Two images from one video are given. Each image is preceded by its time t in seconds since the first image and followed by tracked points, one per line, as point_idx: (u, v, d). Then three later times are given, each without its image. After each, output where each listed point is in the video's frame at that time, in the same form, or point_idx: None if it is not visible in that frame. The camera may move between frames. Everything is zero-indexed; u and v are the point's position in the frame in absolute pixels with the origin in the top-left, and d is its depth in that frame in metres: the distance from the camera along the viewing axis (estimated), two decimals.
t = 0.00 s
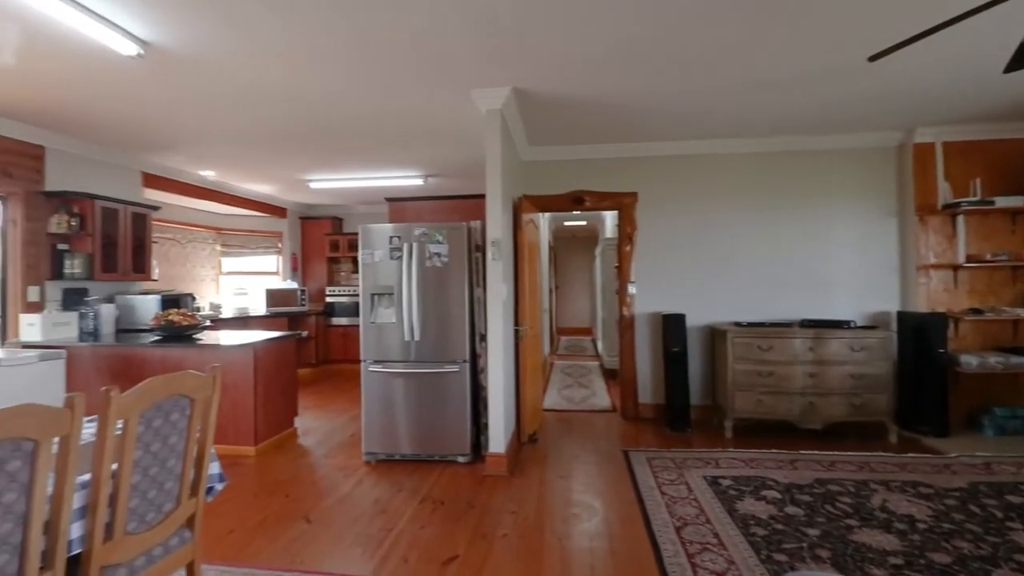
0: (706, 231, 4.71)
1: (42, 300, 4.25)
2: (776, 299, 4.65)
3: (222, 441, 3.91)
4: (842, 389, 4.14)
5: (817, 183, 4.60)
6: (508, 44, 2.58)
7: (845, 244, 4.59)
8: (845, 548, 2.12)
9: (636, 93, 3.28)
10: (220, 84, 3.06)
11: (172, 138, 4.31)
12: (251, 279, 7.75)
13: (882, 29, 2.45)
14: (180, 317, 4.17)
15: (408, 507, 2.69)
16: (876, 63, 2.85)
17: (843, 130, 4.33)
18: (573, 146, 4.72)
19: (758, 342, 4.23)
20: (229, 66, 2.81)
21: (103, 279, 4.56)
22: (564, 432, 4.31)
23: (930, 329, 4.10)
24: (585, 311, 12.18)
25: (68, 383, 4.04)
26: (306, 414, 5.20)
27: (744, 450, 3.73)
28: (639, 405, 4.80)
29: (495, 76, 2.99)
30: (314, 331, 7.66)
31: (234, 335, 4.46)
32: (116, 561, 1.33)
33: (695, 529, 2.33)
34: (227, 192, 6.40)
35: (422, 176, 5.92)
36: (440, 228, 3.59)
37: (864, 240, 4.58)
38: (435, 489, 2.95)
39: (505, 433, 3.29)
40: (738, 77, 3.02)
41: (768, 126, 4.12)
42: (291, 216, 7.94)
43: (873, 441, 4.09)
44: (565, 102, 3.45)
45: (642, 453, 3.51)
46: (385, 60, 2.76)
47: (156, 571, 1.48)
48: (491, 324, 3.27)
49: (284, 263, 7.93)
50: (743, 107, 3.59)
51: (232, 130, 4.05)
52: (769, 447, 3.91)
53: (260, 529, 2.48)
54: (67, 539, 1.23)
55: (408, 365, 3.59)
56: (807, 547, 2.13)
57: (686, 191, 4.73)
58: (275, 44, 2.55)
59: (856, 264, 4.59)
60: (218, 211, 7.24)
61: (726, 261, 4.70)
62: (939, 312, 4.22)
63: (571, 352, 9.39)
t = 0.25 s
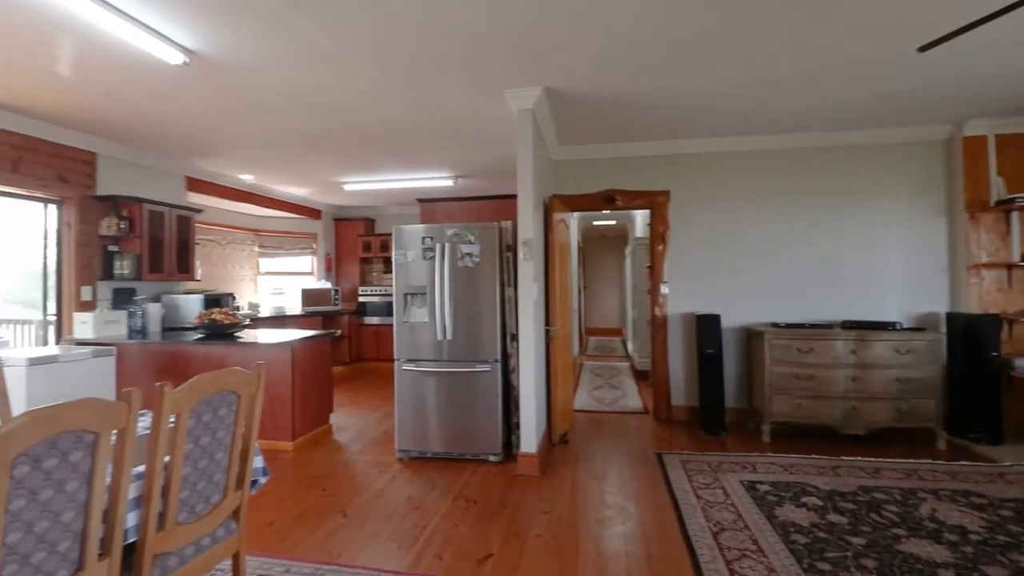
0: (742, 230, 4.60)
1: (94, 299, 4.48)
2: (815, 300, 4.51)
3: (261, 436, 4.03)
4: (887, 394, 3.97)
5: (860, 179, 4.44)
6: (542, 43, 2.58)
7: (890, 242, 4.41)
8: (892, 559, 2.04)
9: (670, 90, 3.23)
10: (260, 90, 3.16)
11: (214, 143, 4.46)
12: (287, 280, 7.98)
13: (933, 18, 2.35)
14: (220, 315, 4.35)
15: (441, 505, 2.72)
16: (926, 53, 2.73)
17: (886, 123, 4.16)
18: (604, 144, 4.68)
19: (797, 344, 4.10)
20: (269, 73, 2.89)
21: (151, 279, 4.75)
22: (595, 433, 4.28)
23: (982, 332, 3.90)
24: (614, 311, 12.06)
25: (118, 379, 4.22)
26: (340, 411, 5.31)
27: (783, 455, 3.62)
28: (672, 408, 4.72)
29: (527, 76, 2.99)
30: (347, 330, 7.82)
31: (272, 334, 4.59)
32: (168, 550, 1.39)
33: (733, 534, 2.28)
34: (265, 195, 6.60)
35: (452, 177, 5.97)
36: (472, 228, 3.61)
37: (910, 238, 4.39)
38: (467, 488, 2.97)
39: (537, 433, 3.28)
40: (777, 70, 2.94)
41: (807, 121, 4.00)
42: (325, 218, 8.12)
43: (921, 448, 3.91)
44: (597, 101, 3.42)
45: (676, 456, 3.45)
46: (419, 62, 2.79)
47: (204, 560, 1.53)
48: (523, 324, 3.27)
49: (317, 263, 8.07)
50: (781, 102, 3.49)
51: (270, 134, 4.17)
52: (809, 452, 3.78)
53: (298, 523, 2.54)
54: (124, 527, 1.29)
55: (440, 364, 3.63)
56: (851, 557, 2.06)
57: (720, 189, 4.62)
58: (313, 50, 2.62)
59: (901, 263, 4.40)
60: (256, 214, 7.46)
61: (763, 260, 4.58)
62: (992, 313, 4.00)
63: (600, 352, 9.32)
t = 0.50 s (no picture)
0: (777, 228, 4.48)
1: (139, 299, 4.67)
2: (855, 300, 4.35)
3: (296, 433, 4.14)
4: (933, 398, 3.81)
5: (903, 175, 4.27)
6: (572, 42, 2.57)
7: (935, 240, 4.23)
8: (940, 570, 1.95)
9: (703, 86, 3.17)
10: (296, 95, 3.24)
11: (251, 147, 4.60)
12: (320, 280, 8.17)
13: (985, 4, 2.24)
14: (257, 314, 4.47)
15: (472, 504, 2.73)
16: (976, 41, 2.61)
17: (932, 116, 3.99)
18: (634, 143, 4.63)
19: (837, 345, 3.97)
20: (304, 78, 2.96)
21: (192, 279, 4.92)
22: (625, 435, 4.23)
23: None
24: (643, 312, 11.90)
25: (161, 376, 4.38)
26: (370, 409, 5.40)
27: (821, 460, 3.51)
28: (704, 410, 4.63)
29: (557, 75, 2.98)
30: (376, 329, 7.95)
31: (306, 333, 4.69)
32: (213, 541, 1.44)
33: (770, 541, 2.22)
34: (299, 197, 6.77)
35: (480, 178, 6.00)
36: (501, 228, 3.62)
37: (957, 236, 4.20)
38: (497, 487, 2.98)
39: (567, 434, 3.27)
40: (815, 63, 2.86)
41: (846, 115, 3.87)
42: (357, 219, 8.26)
43: (969, 455, 3.74)
44: (627, 99, 3.39)
45: (709, 459, 3.39)
46: (449, 64, 2.82)
47: (246, 552, 1.58)
48: (553, 324, 3.26)
49: (347, 264, 8.19)
50: (819, 96, 3.39)
51: (304, 138, 4.27)
52: (849, 458, 3.66)
53: (333, 518, 2.60)
54: (173, 518, 1.34)
55: (470, 364, 3.65)
56: (896, 567, 1.98)
57: (755, 186, 4.51)
58: (347, 55, 2.67)
59: (947, 262, 4.21)
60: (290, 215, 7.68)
61: (799, 259, 4.45)
62: None
63: (629, 353, 9.22)
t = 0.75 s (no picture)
0: (813, 226, 4.35)
1: (179, 298, 4.84)
2: (896, 301, 4.20)
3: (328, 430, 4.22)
4: (980, 403, 3.64)
5: (948, 170, 4.09)
6: (602, 39, 2.55)
7: (982, 238, 4.04)
8: None
9: (735, 82, 3.11)
10: (329, 99, 3.31)
11: (285, 151, 4.72)
12: (350, 280, 8.32)
13: None
14: (291, 314, 4.58)
15: (500, 503, 2.74)
16: None
17: (979, 109, 3.82)
18: (663, 141, 4.56)
19: (876, 348, 3.83)
20: (337, 81, 3.02)
21: (229, 279, 5.06)
22: (654, 437, 4.18)
23: None
24: (670, 312, 11.72)
25: (200, 372, 4.53)
26: (399, 407, 5.47)
27: (860, 466, 3.40)
28: (736, 413, 4.53)
29: (586, 74, 2.96)
30: (404, 328, 8.04)
31: (336, 332, 4.80)
32: (254, 533, 1.49)
33: (807, 548, 2.16)
34: (329, 199, 6.90)
35: (506, 178, 6.02)
36: (530, 228, 3.61)
37: (1007, 233, 4.00)
38: (526, 486, 2.99)
39: (595, 435, 3.25)
40: (855, 56, 2.77)
41: (887, 109, 3.73)
42: (385, 220, 8.37)
43: (1021, 464, 3.55)
44: (656, 96, 3.35)
45: (742, 463, 3.32)
46: (478, 65, 2.83)
47: (285, 545, 1.62)
48: (581, 324, 3.24)
49: (376, 264, 8.30)
50: (858, 89, 3.28)
51: (335, 141, 4.35)
52: (890, 465, 3.53)
53: (365, 514, 2.64)
54: (216, 510, 1.39)
55: (498, 363, 3.65)
56: None
57: (789, 183, 4.39)
58: (380, 58, 2.72)
59: (996, 261, 4.02)
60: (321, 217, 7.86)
61: (836, 259, 4.31)
62: None
63: (657, 354, 9.09)
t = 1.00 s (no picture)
0: (850, 225, 4.22)
1: (216, 298, 4.99)
2: (939, 301, 4.03)
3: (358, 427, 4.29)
4: None
5: (996, 165, 3.91)
6: (631, 37, 2.52)
7: None
8: None
9: (768, 77, 3.04)
10: (359, 102, 3.36)
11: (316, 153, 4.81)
12: (378, 280, 8.49)
13: None
14: (322, 313, 4.68)
15: (529, 503, 2.73)
16: None
17: None
18: (693, 138, 4.49)
19: (918, 350, 3.69)
20: (367, 85, 3.07)
21: (263, 279, 5.21)
22: (684, 439, 4.12)
23: None
24: (699, 312, 11.51)
25: (234, 370, 4.66)
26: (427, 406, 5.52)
27: (901, 473, 3.27)
28: (769, 416, 4.42)
29: (614, 72, 2.94)
30: (431, 327, 8.11)
31: (365, 331, 4.88)
32: (292, 526, 1.52)
33: (846, 556, 2.10)
34: (359, 201, 7.02)
35: (533, 178, 6.01)
36: (557, 228, 3.60)
37: None
38: (554, 487, 2.98)
39: (624, 436, 3.22)
40: (895, 48, 2.67)
41: (929, 102, 3.59)
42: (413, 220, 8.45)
43: None
44: (686, 93, 3.30)
45: (776, 468, 3.24)
46: (506, 66, 2.84)
47: (321, 539, 1.66)
48: (610, 324, 3.21)
49: (403, 265, 8.39)
50: (898, 82, 3.16)
51: (364, 143, 4.43)
52: (933, 472, 3.39)
53: (395, 510, 2.68)
54: (257, 504, 1.43)
55: (525, 363, 3.65)
56: None
57: (825, 180, 4.26)
58: (410, 60, 2.75)
59: None
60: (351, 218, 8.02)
61: (875, 258, 4.17)
62: None
63: (686, 355, 8.95)
